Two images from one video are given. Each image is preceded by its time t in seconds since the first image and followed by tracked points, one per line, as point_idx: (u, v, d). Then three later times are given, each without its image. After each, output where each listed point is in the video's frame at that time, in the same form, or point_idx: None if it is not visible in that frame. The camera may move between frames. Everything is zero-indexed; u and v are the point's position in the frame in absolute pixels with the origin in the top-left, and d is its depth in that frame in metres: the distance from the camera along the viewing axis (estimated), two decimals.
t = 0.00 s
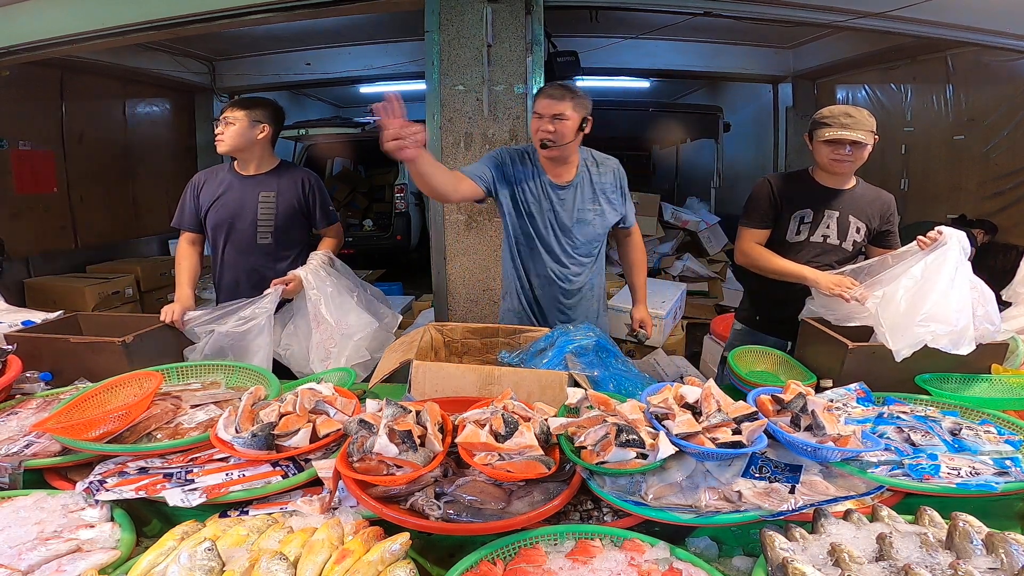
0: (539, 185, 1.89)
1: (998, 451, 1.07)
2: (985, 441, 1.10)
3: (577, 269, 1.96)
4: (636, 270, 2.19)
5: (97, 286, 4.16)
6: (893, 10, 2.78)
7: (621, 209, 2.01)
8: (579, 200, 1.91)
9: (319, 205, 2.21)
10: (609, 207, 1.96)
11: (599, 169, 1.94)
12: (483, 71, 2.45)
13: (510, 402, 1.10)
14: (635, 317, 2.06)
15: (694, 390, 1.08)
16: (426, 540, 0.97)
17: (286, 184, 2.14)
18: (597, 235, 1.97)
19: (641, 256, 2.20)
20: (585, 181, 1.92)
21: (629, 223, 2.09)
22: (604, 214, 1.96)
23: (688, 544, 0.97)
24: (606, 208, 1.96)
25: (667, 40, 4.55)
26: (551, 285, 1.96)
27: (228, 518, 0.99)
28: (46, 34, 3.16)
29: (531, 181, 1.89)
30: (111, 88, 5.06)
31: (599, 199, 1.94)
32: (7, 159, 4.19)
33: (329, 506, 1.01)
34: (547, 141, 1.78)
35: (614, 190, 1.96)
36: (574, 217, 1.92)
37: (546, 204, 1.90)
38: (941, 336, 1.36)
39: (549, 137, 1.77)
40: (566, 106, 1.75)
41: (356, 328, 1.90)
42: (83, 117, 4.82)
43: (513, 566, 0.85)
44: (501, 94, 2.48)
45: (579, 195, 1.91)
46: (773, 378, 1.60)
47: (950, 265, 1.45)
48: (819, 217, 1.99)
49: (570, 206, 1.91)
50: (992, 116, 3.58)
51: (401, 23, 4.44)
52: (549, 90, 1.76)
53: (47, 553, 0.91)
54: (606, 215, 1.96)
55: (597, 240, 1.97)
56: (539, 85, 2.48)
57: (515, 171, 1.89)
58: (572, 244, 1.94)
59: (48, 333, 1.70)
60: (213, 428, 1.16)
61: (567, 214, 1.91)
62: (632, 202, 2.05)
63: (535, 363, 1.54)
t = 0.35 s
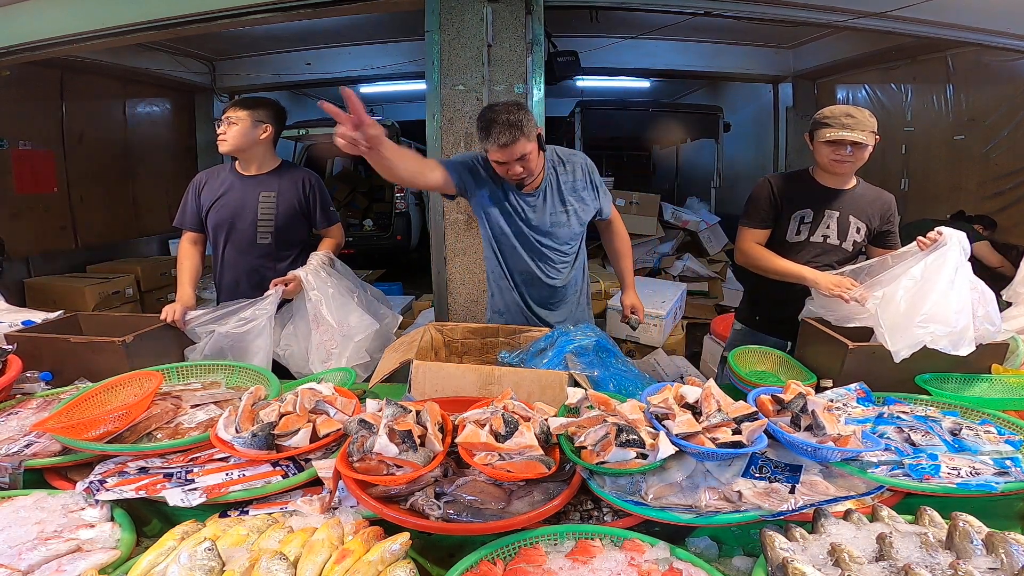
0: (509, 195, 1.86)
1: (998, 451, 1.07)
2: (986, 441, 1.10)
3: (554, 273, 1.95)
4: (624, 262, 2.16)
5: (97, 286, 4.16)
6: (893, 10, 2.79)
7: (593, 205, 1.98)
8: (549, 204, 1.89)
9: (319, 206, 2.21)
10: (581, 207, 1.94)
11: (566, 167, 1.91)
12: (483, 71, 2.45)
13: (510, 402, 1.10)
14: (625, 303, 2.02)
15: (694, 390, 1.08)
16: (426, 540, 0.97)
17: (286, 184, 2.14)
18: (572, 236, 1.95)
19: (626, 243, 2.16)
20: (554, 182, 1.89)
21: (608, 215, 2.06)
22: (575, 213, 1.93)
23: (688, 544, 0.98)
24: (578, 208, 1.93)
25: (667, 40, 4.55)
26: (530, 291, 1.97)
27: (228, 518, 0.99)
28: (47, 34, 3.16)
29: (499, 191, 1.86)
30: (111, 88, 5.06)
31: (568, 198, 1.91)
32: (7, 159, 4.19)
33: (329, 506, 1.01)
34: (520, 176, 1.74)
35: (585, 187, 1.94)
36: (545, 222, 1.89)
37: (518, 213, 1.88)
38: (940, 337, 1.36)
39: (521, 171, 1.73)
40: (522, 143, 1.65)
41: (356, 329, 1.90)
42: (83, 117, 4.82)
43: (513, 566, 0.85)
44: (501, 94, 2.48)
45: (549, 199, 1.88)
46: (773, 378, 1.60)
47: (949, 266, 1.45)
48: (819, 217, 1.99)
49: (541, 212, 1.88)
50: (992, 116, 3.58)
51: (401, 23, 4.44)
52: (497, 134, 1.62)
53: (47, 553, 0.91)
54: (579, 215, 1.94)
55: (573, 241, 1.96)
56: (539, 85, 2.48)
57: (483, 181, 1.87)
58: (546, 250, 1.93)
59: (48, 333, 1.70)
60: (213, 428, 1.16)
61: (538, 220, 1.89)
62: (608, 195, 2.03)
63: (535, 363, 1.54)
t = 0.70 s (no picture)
0: (508, 196, 1.84)
1: (998, 451, 1.07)
2: (985, 441, 1.10)
3: (558, 270, 1.95)
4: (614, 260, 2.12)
5: (97, 286, 4.16)
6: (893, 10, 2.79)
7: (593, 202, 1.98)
8: (551, 199, 1.88)
9: (319, 206, 2.21)
10: (583, 202, 1.94)
11: (567, 164, 1.93)
12: (483, 71, 2.45)
13: (510, 402, 1.10)
14: (617, 304, 1.99)
15: (694, 390, 1.08)
16: (426, 540, 0.97)
17: (286, 185, 2.14)
18: (575, 232, 1.94)
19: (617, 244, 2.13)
20: (556, 177, 1.89)
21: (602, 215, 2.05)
22: (578, 210, 1.93)
23: (688, 544, 0.98)
24: (581, 203, 1.94)
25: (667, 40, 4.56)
26: (534, 291, 1.97)
27: (228, 518, 0.99)
28: (46, 34, 3.16)
29: (502, 193, 1.84)
30: (111, 88, 5.06)
31: (571, 196, 1.91)
32: (7, 159, 4.19)
33: (329, 506, 1.01)
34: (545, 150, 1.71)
35: (584, 184, 1.95)
36: (548, 218, 1.88)
37: (519, 213, 1.85)
38: (939, 337, 1.36)
39: (545, 146, 1.70)
40: (546, 109, 1.67)
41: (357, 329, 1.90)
42: (83, 117, 4.82)
43: (513, 566, 0.85)
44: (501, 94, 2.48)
45: (550, 194, 1.87)
46: (773, 378, 1.60)
47: (949, 266, 1.45)
48: (818, 217, 1.99)
49: (543, 208, 1.87)
50: (992, 117, 3.58)
51: (401, 23, 4.44)
52: (526, 97, 1.65)
53: (47, 553, 0.91)
54: (581, 210, 1.93)
55: (575, 237, 1.95)
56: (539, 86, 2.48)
57: (480, 189, 1.84)
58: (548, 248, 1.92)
59: (48, 333, 1.70)
60: (213, 428, 1.16)
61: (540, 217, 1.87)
62: (604, 194, 2.03)
63: (535, 363, 1.54)
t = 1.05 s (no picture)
0: (516, 198, 1.84)
1: (998, 451, 1.07)
2: (985, 441, 1.10)
3: (564, 271, 1.97)
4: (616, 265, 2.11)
5: (97, 286, 4.16)
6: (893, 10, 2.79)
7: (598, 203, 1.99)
8: (558, 201, 1.88)
9: (319, 206, 2.21)
10: (588, 204, 1.94)
11: (572, 166, 1.93)
12: (483, 71, 2.45)
13: (510, 402, 1.10)
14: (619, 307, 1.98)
15: (693, 390, 1.08)
16: (426, 540, 0.97)
17: (286, 185, 2.15)
18: (580, 233, 1.95)
19: (618, 247, 2.12)
20: (562, 178, 1.90)
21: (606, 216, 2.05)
22: (582, 210, 1.93)
23: (688, 544, 0.98)
24: (586, 204, 1.94)
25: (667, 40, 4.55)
26: (541, 292, 1.99)
27: (227, 518, 0.99)
28: (46, 34, 3.16)
29: (509, 195, 1.84)
30: (111, 88, 5.06)
31: (576, 196, 1.92)
32: (7, 159, 4.19)
33: (329, 506, 1.01)
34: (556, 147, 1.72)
35: (589, 186, 1.95)
36: (555, 220, 1.89)
37: (527, 215, 1.85)
38: (939, 338, 1.36)
39: (555, 144, 1.71)
40: (556, 108, 1.68)
41: (358, 329, 1.90)
42: (83, 117, 4.81)
43: (513, 566, 0.85)
44: (501, 94, 2.48)
45: (556, 196, 1.88)
46: (773, 378, 1.60)
47: (949, 266, 1.45)
48: (817, 217, 1.99)
49: (550, 209, 1.87)
50: (992, 116, 3.58)
51: (401, 23, 4.44)
52: (539, 96, 1.66)
53: (47, 553, 0.91)
54: (586, 212, 1.94)
55: (580, 237, 1.96)
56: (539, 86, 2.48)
57: (488, 192, 1.84)
58: (555, 249, 1.93)
59: (48, 332, 1.70)
60: (213, 428, 1.16)
61: (548, 218, 1.88)
62: (606, 195, 2.02)
63: (535, 363, 1.54)
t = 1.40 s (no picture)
0: (513, 203, 1.84)
1: (998, 450, 1.07)
2: (985, 441, 1.10)
3: (563, 276, 1.95)
4: (612, 263, 2.04)
5: (97, 286, 4.16)
6: (893, 10, 2.79)
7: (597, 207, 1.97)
8: (556, 206, 1.87)
9: (319, 207, 2.21)
10: (588, 207, 1.93)
11: (573, 170, 1.91)
12: (483, 71, 2.45)
13: (510, 402, 1.10)
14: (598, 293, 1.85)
15: (693, 389, 1.08)
16: (426, 540, 0.97)
17: (287, 187, 2.15)
18: (578, 237, 1.94)
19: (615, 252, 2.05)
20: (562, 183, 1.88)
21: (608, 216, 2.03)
22: (581, 214, 1.92)
23: (688, 544, 0.98)
24: (585, 208, 1.92)
25: (667, 40, 4.55)
26: (539, 297, 1.98)
27: (228, 518, 0.99)
28: (47, 34, 3.16)
29: (507, 201, 1.84)
30: (111, 88, 5.06)
31: (575, 200, 1.90)
32: (7, 159, 4.19)
33: (329, 506, 1.01)
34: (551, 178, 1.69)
35: (589, 190, 1.93)
36: (554, 225, 1.88)
37: (524, 220, 1.86)
38: (940, 339, 1.36)
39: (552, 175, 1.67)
40: (562, 145, 1.58)
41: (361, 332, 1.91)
42: (83, 117, 4.82)
43: (513, 566, 0.85)
44: (501, 94, 2.48)
45: (555, 201, 1.87)
46: (773, 378, 1.60)
47: (949, 267, 1.44)
48: (817, 217, 1.99)
49: (549, 215, 1.87)
50: (992, 116, 3.58)
51: (401, 23, 4.44)
52: (546, 131, 1.55)
53: (47, 553, 0.91)
54: (585, 215, 1.93)
55: (578, 241, 1.95)
56: (539, 86, 2.48)
57: (484, 197, 1.85)
58: (554, 254, 1.92)
59: (48, 333, 1.70)
60: (213, 428, 1.16)
61: (546, 224, 1.87)
62: (607, 199, 2.00)
63: (535, 363, 1.54)
